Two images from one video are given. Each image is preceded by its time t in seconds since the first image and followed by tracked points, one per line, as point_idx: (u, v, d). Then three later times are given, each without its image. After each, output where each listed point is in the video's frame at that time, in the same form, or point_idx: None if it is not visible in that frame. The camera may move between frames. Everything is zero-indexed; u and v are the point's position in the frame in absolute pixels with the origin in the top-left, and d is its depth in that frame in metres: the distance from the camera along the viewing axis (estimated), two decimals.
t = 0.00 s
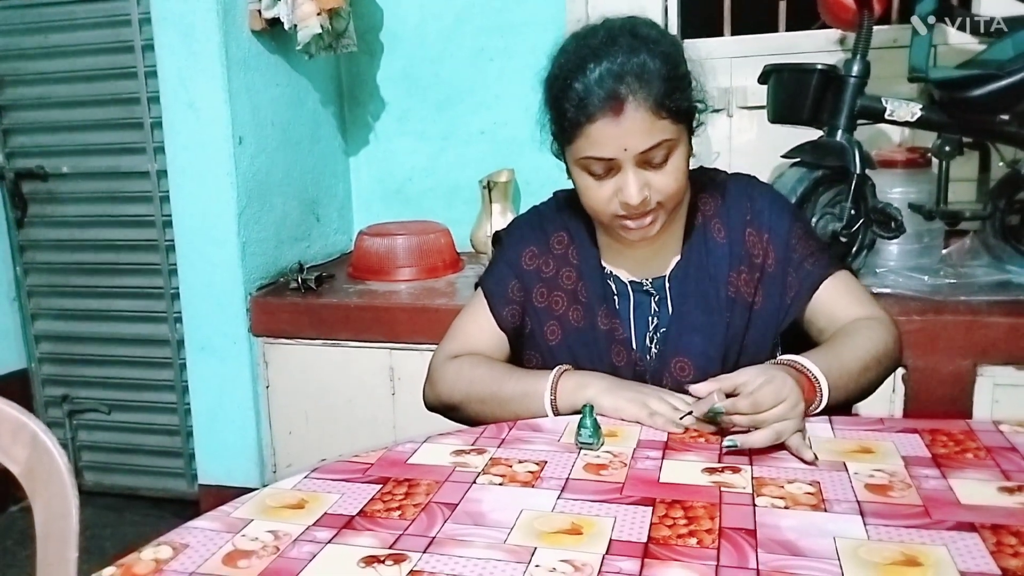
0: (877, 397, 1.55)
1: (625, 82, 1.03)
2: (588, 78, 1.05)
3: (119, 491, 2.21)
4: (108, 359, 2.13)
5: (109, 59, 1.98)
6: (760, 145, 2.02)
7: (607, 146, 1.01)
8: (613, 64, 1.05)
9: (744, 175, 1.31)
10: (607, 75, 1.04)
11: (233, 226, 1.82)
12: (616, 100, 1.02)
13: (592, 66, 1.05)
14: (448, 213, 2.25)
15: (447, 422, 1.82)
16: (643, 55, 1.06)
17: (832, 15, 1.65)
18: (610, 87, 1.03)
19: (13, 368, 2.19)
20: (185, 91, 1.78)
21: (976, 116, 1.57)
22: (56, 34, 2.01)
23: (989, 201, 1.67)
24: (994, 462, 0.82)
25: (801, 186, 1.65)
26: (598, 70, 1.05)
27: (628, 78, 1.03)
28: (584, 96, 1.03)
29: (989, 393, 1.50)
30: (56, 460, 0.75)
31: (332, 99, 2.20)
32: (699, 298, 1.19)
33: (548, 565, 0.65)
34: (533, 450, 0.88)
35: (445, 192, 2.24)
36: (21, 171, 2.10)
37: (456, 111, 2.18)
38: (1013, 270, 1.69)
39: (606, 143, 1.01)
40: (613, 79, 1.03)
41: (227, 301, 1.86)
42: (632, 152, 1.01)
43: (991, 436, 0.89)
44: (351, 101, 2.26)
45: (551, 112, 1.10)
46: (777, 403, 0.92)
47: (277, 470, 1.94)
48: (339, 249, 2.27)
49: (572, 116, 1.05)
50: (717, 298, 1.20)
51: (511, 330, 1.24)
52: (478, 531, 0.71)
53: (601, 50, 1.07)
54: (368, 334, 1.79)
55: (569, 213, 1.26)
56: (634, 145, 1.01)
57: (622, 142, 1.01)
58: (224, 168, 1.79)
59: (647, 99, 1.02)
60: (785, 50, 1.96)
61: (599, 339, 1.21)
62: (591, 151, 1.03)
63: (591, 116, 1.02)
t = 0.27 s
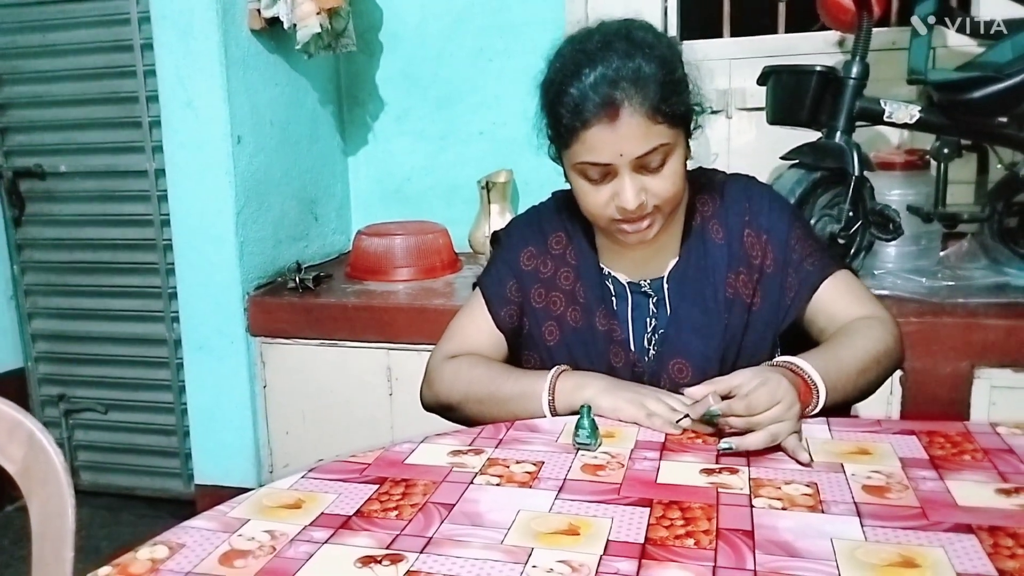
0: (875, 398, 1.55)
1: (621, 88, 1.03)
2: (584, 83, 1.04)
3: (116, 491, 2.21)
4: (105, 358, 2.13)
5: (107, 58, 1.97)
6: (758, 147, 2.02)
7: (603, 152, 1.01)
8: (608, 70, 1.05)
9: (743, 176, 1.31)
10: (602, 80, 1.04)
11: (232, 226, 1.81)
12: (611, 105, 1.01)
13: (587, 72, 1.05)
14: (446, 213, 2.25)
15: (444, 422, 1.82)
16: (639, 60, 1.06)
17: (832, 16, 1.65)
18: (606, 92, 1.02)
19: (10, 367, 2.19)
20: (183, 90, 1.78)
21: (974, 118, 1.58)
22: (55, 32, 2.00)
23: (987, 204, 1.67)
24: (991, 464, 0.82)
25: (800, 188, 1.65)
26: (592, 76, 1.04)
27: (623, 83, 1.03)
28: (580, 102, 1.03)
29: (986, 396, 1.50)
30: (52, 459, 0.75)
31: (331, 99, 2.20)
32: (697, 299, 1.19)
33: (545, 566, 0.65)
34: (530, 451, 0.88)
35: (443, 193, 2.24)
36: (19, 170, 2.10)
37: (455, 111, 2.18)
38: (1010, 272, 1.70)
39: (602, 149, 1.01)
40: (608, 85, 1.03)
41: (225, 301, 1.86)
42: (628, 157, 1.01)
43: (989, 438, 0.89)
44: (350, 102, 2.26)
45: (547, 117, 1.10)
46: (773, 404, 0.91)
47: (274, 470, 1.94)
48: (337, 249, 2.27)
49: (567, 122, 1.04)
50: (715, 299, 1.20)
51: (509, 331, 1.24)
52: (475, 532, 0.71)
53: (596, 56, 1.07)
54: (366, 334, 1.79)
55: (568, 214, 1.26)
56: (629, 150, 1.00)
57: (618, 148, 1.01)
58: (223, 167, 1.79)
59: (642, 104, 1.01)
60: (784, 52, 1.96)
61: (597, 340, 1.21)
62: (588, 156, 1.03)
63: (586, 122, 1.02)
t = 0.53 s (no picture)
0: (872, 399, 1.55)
1: (620, 88, 1.02)
2: (583, 84, 1.04)
3: (113, 490, 2.21)
4: (102, 357, 2.12)
5: (106, 57, 1.97)
6: (757, 148, 2.02)
7: (602, 153, 1.01)
8: (608, 70, 1.05)
9: (742, 176, 1.31)
10: (602, 81, 1.04)
11: (229, 225, 1.81)
12: (611, 106, 1.01)
13: (587, 72, 1.05)
14: (444, 213, 2.25)
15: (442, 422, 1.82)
16: (639, 61, 1.06)
17: (830, 17, 1.65)
18: (605, 93, 1.02)
19: (7, 366, 2.18)
20: (181, 88, 1.78)
21: (971, 119, 1.58)
22: (53, 30, 2.00)
23: (985, 205, 1.66)
24: (988, 465, 0.83)
25: (797, 188, 1.66)
26: (592, 77, 1.04)
27: (622, 84, 1.03)
28: (579, 103, 1.03)
29: (983, 397, 1.50)
30: (49, 457, 0.75)
31: (329, 98, 2.20)
32: (695, 299, 1.19)
33: (542, 566, 0.65)
34: (528, 450, 0.88)
35: (441, 192, 2.24)
36: (16, 168, 2.09)
37: (453, 111, 2.18)
38: (1008, 274, 1.70)
39: (601, 150, 1.01)
40: (608, 86, 1.03)
41: (222, 300, 1.86)
42: (627, 158, 1.01)
43: (986, 439, 0.89)
44: (348, 101, 2.26)
45: (546, 117, 1.10)
46: (769, 405, 0.91)
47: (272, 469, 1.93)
48: (335, 248, 2.27)
49: (566, 123, 1.04)
50: (713, 299, 1.20)
51: (507, 329, 1.24)
52: (473, 531, 0.71)
53: (596, 56, 1.07)
54: (364, 333, 1.79)
55: (567, 214, 1.26)
56: (629, 151, 1.00)
57: (617, 149, 1.01)
58: (221, 166, 1.79)
59: (642, 105, 1.01)
60: (782, 52, 1.96)
61: (596, 340, 1.21)
62: (587, 157, 1.03)
63: (586, 123, 1.02)
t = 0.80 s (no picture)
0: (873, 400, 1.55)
1: (624, 89, 1.03)
2: (587, 85, 1.04)
3: (113, 488, 2.21)
4: (103, 355, 2.12)
5: (108, 55, 1.97)
6: (758, 148, 2.02)
7: (605, 154, 1.01)
8: (612, 71, 1.05)
9: (744, 177, 1.31)
10: (606, 82, 1.04)
11: (231, 224, 1.81)
12: (614, 107, 1.01)
13: (591, 72, 1.05)
14: (446, 213, 2.25)
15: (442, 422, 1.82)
16: (643, 62, 1.06)
17: (831, 18, 1.65)
18: (609, 94, 1.02)
19: (8, 364, 2.18)
20: (182, 87, 1.78)
21: (972, 121, 1.58)
22: (55, 29, 2.00)
23: (987, 206, 1.66)
24: (989, 466, 0.82)
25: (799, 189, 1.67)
26: (596, 77, 1.05)
27: (626, 85, 1.03)
28: (583, 103, 1.03)
29: (985, 399, 1.50)
30: (50, 456, 0.75)
31: (331, 98, 2.20)
32: (696, 300, 1.19)
33: (543, 566, 0.65)
34: (528, 450, 0.88)
35: (443, 192, 2.24)
36: (18, 166, 2.10)
37: (454, 111, 2.18)
38: (1009, 275, 1.70)
39: (604, 150, 1.01)
40: (612, 87, 1.03)
41: (224, 299, 1.86)
42: (630, 160, 1.01)
43: (987, 441, 0.89)
44: (349, 101, 2.26)
45: (549, 117, 1.10)
46: (769, 405, 0.91)
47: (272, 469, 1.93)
48: (336, 247, 2.27)
49: (569, 123, 1.04)
50: (714, 300, 1.20)
51: (509, 329, 1.24)
52: (473, 531, 0.71)
53: (600, 57, 1.07)
54: (364, 333, 1.79)
55: (569, 213, 1.26)
56: (631, 152, 1.00)
57: (620, 149, 1.01)
58: (222, 165, 1.79)
59: (645, 107, 1.01)
60: (784, 53, 1.96)
61: (597, 340, 1.21)
62: (589, 157, 1.03)
63: (589, 123, 1.02)
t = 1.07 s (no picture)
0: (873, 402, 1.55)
1: (627, 91, 1.03)
2: (590, 86, 1.04)
3: (113, 489, 2.21)
4: (104, 356, 2.12)
5: (108, 57, 1.97)
6: (758, 150, 2.02)
7: (606, 156, 1.01)
8: (615, 73, 1.05)
9: (745, 179, 1.31)
10: (609, 83, 1.04)
11: (231, 225, 1.81)
12: (617, 109, 1.01)
13: (594, 74, 1.05)
14: (446, 214, 2.25)
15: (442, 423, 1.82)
16: (646, 64, 1.06)
17: (832, 21, 1.65)
18: (612, 96, 1.02)
19: (8, 365, 2.18)
20: (184, 88, 1.78)
21: (972, 123, 1.58)
22: (56, 30, 2.00)
23: (986, 209, 1.67)
24: (989, 468, 0.82)
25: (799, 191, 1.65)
26: (599, 79, 1.05)
27: (629, 87, 1.03)
28: (585, 105, 1.03)
29: (985, 401, 1.50)
30: (49, 456, 0.75)
31: (332, 99, 2.20)
32: (696, 302, 1.20)
33: (543, 567, 0.65)
34: (528, 451, 0.88)
35: (443, 194, 2.24)
36: (19, 167, 2.10)
37: (455, 112, 2.18)
38: (1009, 277, 1.70)
39: (605, 152, 1.01)
40: (614, 89, 1.03)
41: (224, 300, 1.86)
42: (632, 161, 1.01)
43: (987, 443, 0.89)
44: (350, 102, 2.26)
45: (551, 119, 1.10)
46: (768, 407, 0.91)
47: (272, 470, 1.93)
48: (337, 249, 2.27)
49: (572, 124, 1.04)
50: (714, 302, 1.20)
51: (509, 329, 1.24)
52: (473, 532, 0.71)
53: (604, 59, 1.07)
54: (365, 334, 1.79)
55: (570, 215, 1.26)
56: (633, 154, 1.00)
57: (622, 151, 1.01)
58: (222, 166, 1.79)
59: (648, 109, 1.01)
60: (785, 55, 1.96)
61: (596, 342, 1.21)
62: (591, 158, 1.03)
63: (591, 125, 1.02)
